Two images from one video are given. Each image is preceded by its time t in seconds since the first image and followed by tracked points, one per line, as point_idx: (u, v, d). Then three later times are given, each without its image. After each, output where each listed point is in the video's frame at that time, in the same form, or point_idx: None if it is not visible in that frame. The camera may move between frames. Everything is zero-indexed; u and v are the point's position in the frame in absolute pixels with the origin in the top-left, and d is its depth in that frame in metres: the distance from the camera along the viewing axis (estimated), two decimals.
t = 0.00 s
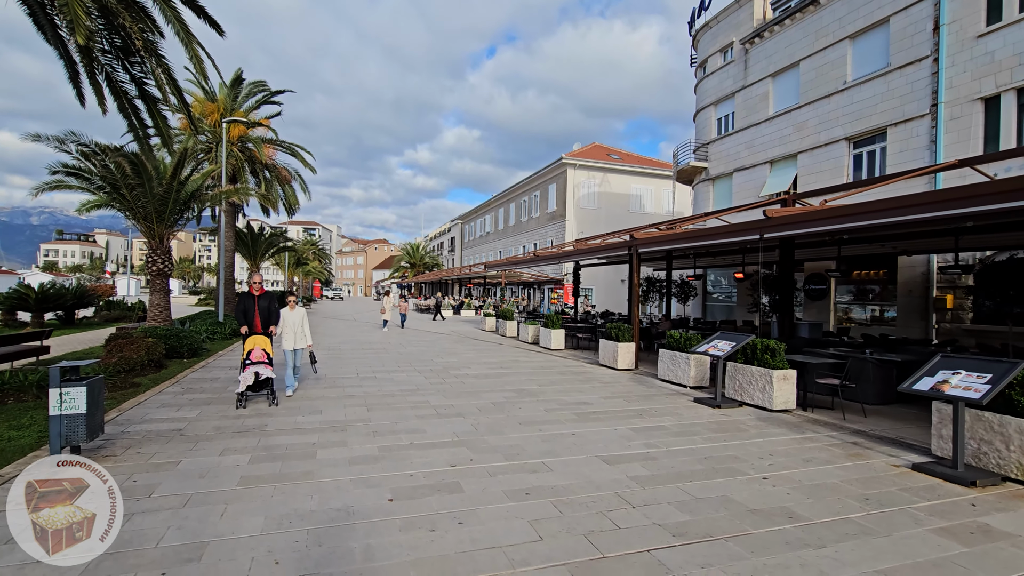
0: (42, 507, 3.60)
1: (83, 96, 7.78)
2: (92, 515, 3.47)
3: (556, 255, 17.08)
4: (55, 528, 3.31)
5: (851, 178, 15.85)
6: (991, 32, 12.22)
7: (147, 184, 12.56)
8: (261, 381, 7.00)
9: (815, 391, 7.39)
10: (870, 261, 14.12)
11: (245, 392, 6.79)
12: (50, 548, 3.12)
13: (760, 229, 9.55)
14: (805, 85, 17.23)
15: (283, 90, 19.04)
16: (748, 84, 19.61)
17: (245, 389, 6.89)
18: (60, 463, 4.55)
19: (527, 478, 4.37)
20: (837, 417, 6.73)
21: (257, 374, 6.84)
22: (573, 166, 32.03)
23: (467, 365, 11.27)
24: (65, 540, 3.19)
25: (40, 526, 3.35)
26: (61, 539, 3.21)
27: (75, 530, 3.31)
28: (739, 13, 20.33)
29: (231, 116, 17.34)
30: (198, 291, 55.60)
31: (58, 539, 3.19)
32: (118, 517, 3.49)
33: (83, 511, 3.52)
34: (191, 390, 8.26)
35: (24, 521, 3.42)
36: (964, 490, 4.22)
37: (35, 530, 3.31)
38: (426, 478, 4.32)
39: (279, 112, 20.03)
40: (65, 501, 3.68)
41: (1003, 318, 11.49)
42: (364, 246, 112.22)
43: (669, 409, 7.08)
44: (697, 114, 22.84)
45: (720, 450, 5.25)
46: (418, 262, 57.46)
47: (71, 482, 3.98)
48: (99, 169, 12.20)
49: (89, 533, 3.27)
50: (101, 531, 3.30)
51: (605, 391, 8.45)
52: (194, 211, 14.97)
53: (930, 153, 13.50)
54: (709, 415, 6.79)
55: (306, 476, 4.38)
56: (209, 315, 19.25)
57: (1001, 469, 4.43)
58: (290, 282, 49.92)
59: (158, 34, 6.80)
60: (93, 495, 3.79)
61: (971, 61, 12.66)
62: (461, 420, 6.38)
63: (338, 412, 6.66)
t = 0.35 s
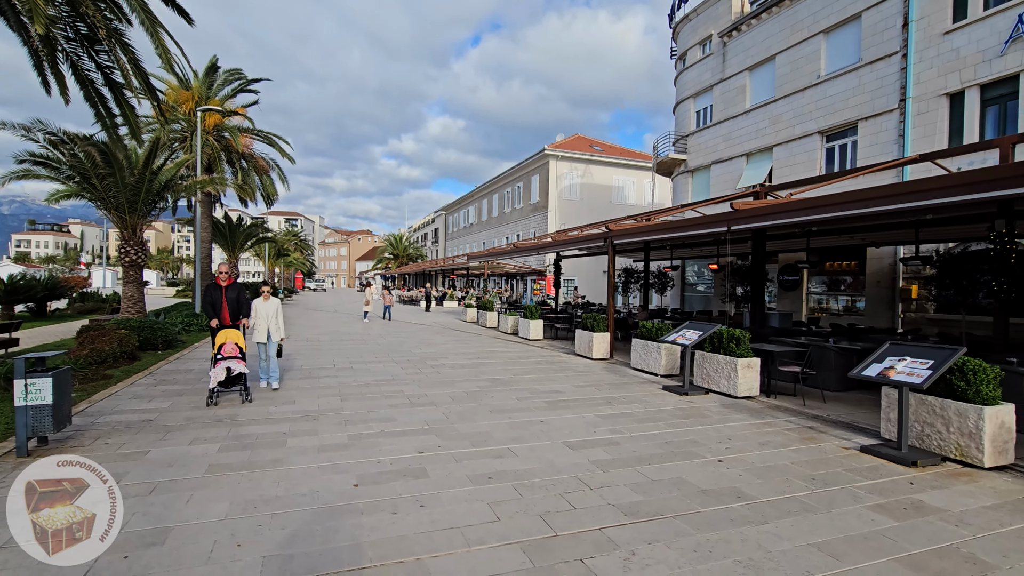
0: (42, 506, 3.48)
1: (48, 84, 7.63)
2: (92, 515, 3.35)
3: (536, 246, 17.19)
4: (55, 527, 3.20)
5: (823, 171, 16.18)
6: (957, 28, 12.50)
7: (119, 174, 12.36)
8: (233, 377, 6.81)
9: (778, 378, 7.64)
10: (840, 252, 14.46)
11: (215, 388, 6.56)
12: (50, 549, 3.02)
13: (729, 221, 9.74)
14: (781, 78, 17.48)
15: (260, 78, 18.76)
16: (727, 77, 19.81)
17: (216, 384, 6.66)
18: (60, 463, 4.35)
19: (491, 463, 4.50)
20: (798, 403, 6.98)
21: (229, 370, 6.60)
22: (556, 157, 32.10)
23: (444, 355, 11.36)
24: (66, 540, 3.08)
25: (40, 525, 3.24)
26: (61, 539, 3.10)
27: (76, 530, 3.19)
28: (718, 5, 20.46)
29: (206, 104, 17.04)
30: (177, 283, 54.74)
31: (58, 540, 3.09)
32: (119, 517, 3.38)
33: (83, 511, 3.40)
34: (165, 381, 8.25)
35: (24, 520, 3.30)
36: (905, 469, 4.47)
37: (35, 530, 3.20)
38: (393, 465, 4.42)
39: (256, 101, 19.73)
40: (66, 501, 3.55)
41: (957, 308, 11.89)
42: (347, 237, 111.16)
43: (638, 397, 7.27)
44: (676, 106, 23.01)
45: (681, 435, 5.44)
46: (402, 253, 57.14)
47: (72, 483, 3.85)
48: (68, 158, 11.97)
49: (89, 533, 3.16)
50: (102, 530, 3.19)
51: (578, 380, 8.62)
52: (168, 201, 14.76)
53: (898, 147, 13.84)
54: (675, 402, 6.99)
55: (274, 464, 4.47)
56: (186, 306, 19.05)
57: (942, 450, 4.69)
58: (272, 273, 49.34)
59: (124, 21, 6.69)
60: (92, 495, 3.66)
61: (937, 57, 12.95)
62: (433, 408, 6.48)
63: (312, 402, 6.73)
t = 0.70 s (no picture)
0: (42, 506, 3.34)
1: None
2: (92, 515, 3.21)
3: (496, 233, 17.19)
4: (56, 528, 3.07)
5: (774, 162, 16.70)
6: (898, 25, 13.00)
7: (54, 155, 11.69)
8: (175, 371, 6.40)
9: (721, 361, 7.93)
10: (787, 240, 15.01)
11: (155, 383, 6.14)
12: (49, 549, 2.89)
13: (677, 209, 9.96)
14: (736, 69, 17.86)
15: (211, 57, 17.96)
16: (685, 67, 20.11)
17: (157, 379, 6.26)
18: (59, 463, 4.10)
19: (433, 448, 4.56)
20: (737, 384, 7.29)
21: (170, 364, 6.21)
22: (520, 144, 32.01)
23: (401, 342, 11.31)
24: (65, 540, 2.94)
25: (41, 526, 3.10)
26: (61, 538, 2.97)
27: (75, 530, 3.05)
28: None
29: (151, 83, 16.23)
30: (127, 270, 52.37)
31: (57, 539, 2.95)
32: (121, 516, 3.24)
33: (84, 511, 3.24)
34: (105, 372, 7.96)
35: (22, 523, 3.16)
36: (824, 445, 4.75)
37: (35, 531, 3.05)
38: (334, 451, 4.44)
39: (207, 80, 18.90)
40: (65, 501, 3.39)
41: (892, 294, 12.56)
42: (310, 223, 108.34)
43: (587, 381, 7.44)
44: (638, 95, 23.24)
45: (622, 417, 5.63)
46: (366, 240, 56.09)
47: (71, 483, 3.67)
48: None
49: (89, 532, 3.02)
50: (102, 530, 3.05)
51: (532, 365, 8.75)
52: (110, 184, 14.06)
53: (843, 139, 14.39)
54: (621, 385, 7.21)
55: (212, 453, 4.41)
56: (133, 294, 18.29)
57: (860, 426, 5.01)
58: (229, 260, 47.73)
59: None
60: (93, 496, 3.50)
61: (880, 53, 13.46)
62: (383, 395, 6.49)
63: (259, 391, 6.65)
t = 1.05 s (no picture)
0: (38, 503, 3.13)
1: None
2: (92, 513, 3.03)
3: (429, 220, 17.09)
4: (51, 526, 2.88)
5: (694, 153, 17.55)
6: (803, 28, 13.95)
7: None
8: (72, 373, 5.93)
9: (636, 342, 8.39)
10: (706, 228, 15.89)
11: (46, 387, 5.62)
12: (48, 549, 2.72)
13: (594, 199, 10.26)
14: (661, 63, 18.55)
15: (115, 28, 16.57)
16: (615, 59, 20.65)
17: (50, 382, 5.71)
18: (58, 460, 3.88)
19: (346, 433, 4.62)
20: (649, 364, 7.75)
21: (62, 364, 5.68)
22: (456, 130, 31.74)
23: (329, 331, 11.13)
24: (65, 541, 2.78)
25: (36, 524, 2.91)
26: (61, 538, 2.80)
27: (76, 529, 2.87)
28: None
29: (45, 54, 14.80)
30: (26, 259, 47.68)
31: (56, 541, 2.78)
32: (122, 517, 3.06)
33: (84, 508, 3.07)
34: None
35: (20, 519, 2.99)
36: (714, 416, 5.21)
37: (31, 532, 2.85)
38: (242, 440, 4.40)
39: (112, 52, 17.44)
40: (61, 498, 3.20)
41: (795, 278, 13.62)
42: (237, 208, 102.49)
43: (509, 365, 7.66)
44: (570, 84, 23.62)
45: (536, 397, 5.88)
46: (298, 227, 53.86)
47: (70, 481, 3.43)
48: None
49: (90, 533, 2.85)
50: (103, 530, 2.89)
51: (458, 351, 8.88)
52: None
53: (754, 133, 15.35)
54: (541, 367, 7.50)
55: (108, 448, 4.26)
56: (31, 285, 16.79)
57: (747, 398, 5.51)
58: (146, 248, 44.41)
59: None
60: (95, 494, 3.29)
61: (787, 53, 14.41)
62: (301, 384, 6.42)
63: (168, 384, 6.40)
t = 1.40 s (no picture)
0: (42, 505, 3.13)
1: None
2: (93, 514, 3.03)
3: (322, 210, 16.45)
4: (53, 528, 2.88)
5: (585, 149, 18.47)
6: (677, 37, 15.19)
7: None
8: None
9: (523, 329, 8.82)
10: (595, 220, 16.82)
11: None
12: (49, 548, 2.71)
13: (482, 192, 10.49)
14: (554, 61, 19.27)
15: None
16: (511, 53, 21.07)
17: None
18: (57, 460, 3.82)
19: (217, 431, 4.50)
20: (534, 349, 8.21)
21: None
22: (353, 116, 30.59)
23: (208, 328, 10.45)
24: (64, 540, 2.76)
25: (38, 525, 2.91)
26: (61, 538, 2.79)
27: (75, 529, 2.87)
28: None
29: None
30: None
31: (56, 540, 2.78)
32: (122, 515, 3.05)
33: (83, 510, 3.08)
34: None
35: (23, 518, 2.99)
36: (583, 394, 5.71)
37: (32, 532, 2.85)
38: (95, 446, 4.13)
39: None
40: (64, 501, 3.19)
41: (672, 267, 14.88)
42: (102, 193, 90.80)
43: (399, 355, 7.74)
44: (468, 76, 23.72)
45: (421, 385, 6.06)
46: (178, 215, 48.98)
47: (71, 484, 3.43)
48: None
49: (89, 532, 2.84)
50: (102, 529, 2.87)
51: (348, 343, 8.78)
52: None
53: (636, 133, 16.48)
54: (431, 357, 7.67)
55: None
56: None
57: (613, 376, 6.09)
58: None
59: None
60: (93, 494, 3.29)
61: (664, 59, 15.62)
62: (171, 385, 6.06)
63: (6, 392, 5.74)
